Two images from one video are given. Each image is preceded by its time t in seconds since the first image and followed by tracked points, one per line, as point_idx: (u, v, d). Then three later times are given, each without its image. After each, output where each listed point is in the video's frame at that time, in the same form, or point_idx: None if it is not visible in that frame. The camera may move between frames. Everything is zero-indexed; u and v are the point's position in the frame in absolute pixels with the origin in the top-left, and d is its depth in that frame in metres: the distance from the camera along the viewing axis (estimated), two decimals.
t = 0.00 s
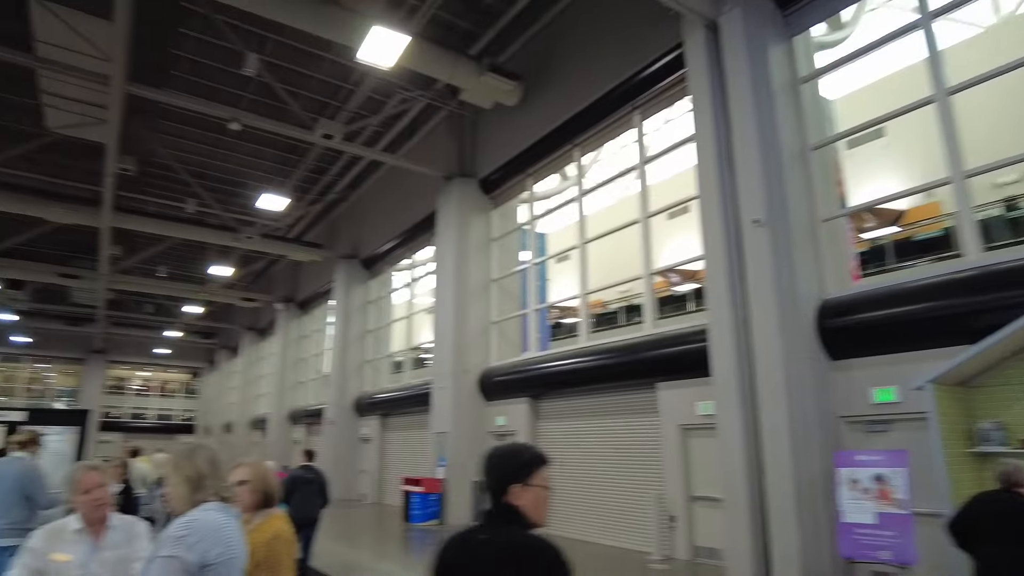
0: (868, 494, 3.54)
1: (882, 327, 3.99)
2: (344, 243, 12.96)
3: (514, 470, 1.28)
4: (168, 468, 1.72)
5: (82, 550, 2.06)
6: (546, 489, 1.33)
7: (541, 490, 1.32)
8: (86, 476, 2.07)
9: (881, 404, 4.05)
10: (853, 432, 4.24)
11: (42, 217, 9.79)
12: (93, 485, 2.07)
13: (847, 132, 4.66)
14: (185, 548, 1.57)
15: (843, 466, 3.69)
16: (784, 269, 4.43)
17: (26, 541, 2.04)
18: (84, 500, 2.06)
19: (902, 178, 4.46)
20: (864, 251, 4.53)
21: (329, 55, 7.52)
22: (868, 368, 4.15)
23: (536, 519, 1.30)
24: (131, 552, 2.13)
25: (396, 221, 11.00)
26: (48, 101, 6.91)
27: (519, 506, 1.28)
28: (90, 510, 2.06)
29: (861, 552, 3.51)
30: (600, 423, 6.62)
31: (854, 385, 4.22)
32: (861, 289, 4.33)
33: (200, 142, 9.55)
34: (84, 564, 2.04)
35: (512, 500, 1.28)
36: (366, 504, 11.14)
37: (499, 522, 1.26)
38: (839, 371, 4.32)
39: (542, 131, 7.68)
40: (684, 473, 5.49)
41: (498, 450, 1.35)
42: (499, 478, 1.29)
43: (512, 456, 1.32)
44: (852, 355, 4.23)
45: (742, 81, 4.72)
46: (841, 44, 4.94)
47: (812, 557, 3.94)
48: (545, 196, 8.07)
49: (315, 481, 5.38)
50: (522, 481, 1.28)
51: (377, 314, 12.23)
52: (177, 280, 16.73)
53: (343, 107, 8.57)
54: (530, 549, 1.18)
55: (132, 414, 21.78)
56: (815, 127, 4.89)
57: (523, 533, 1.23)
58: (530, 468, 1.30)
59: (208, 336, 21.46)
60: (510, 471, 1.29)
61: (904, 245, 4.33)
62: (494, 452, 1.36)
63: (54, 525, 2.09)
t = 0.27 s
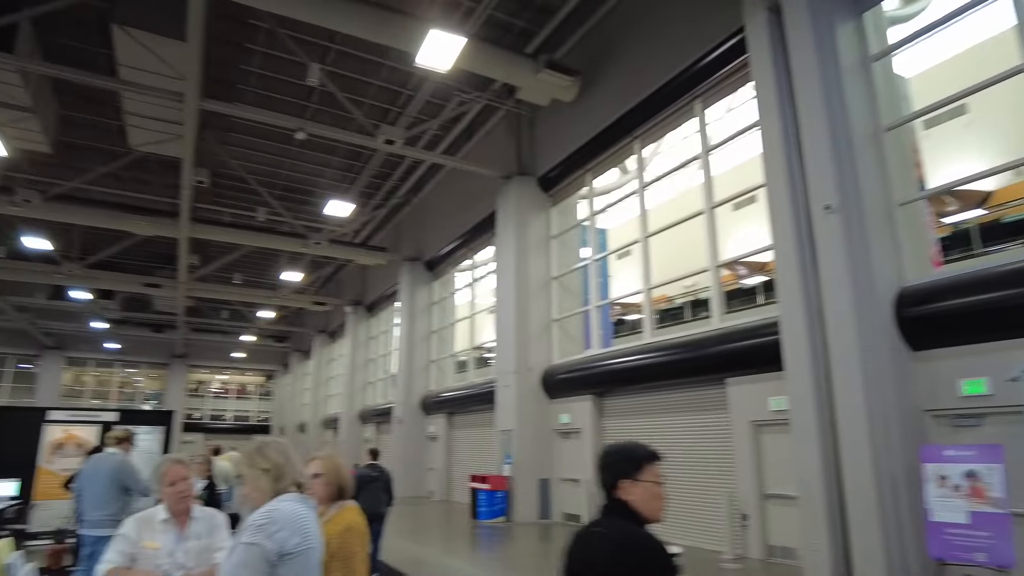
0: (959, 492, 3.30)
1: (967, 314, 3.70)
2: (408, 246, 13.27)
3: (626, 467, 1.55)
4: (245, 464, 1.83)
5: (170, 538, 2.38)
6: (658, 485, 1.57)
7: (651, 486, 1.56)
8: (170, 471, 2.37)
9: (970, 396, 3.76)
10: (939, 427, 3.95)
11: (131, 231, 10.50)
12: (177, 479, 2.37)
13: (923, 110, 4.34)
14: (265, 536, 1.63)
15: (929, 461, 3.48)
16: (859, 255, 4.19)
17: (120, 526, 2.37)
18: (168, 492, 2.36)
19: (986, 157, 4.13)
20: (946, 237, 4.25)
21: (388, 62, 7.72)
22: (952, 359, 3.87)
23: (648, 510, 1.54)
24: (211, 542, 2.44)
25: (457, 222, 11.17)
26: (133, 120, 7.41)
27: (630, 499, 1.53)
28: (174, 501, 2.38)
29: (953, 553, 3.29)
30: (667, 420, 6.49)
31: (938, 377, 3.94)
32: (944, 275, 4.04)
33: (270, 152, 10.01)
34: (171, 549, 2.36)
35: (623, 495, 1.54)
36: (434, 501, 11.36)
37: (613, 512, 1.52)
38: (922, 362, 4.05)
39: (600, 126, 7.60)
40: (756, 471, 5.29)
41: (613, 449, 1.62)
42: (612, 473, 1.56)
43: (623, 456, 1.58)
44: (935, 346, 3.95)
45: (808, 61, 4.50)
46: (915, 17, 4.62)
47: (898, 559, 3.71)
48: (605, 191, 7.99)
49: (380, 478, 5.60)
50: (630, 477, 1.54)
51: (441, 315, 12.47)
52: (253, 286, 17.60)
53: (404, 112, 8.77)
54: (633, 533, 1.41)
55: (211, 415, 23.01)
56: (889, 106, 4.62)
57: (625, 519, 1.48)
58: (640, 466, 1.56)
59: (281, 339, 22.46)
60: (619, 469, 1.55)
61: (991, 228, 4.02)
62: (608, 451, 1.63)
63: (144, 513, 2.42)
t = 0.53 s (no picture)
0: None
1: None
2: (456, 247, 13.42)
3: (733, 453, 1.63)
4: (299, 459, 1.88)
5: (232, 529, 2.50)
6: (765, 470, 1.64)
7: (758, 471, 1.63)
8: (231, 464, 2.47)
9: None
10: (1015, 422, 3.75)
11: (193, 239, 10.99)
12: (238, 473, 2.47)
13: (988, 90, 4.06)
14: (326, 522, 1.67)
15: (1006, 458, 3.26)
16: (923, 244, 3.97)
17: (185, 517, 2.49)
18: (230, 485, 2.47)
19: None
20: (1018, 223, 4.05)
21: (434, 65, 7.83)
22: None
23: (755, 494, 1.62)
24: (270, 533, 2.56)
25: (504, 222, 11.22)
26: (193, 133, 7.76)
27: (737, 484, 1.62)
28: (235, 494, 2.48)
29: None
30: (721, 418, 6.34)
31: (1015, 368, 3.71)
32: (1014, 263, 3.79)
33: (322, 159, 10.31)
34: (233, 540, 2.47)
35: (730, 479, 1.63)
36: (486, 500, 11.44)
37: (722, 495, 1.62)
38: (993, 354, 3.84)
39: (647, 120, 7.49)
40: (816, 469, 5.10)
41: (717, 435, 1.70)
42: (719, 459, 1.65)
43: (729, 444, 1.65)
44: (1009, 337, 3.73)
45: (864, 45, 4.30)
46: None
47: (972, 562, 3.49)
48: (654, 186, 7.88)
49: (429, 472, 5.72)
50: (737, 463, 1.62)
51: (490, 314, 12.57)
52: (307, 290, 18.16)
53: (449, 115, 8.88)
54: (736, 521, 1.53)
55: (270, 416, 23.79)
56: (953, 87, 4.39)
57: (731, 504, 1.59)
58: (745, 452, 1.63)
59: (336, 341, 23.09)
60: (726, 455, 1.64)
61: None
62: (714, 437, 1.71)
63: (207, 504, 2.54)
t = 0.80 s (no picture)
0: None
1: None
2: (494, 247, 13.48)
3: (835, 443, 1.69)
4: (348, 448, 1.92)
5: (282, 518, 2.60)
6: (875, 459, 1.66)
7: (865, 460, 1.66)
8: (282, 456, 2.57)
9: None
10: None
11: (240, 244, 11.35)
12: (288, 464, 2.57)
13: None
14: (376, 508, 1.71)
15: None
16: (978, 232, 3.76)
17: (237, 507, 2.57)
18: (280, 476, 2.57)
19: None
20: None
21: (471, 66, 7.90)
22: None
23: (867, 484, 1.65)
24: (317, 524, 2.65)
25: (542, 221, 11.22)
26: (239, 141, 8.02)
27: (841, 473, 1.68)
28: (284, 485, 2.58)
29: None
30: (769, 415, 6.18)
31: None
32: None
33: (363, 164, 10.52)
34: (283, 528, 2.57)
35: (835, 468, 1.69)
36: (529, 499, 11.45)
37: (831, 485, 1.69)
38: None
39: (685, 114, 7.37)
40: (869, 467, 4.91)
41: (826, 422, 1.76)
42: (822, 449, 1.71)
43: (833, 432, 1.70)
44: None
45: (912, 27, 4.15)
46: None
47: None
48: (694, 180, 7.74)
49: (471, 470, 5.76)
50: (840, 452, 1.67)
51: (530, 313, 12.59)
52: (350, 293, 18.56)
53: (487, 115, 8.94)
54: (839, 512, 1.58)
55: (316, 417, 24.35)
56: (1010, 64, 4.07)
57: (838, 495, 1.64)
58: (849, 442, 1.67)
59: (378, 343, 23.52)
60: (828, 445, 1.70)
61: None
62: (822, 427, 1.76)
63: (257, 495, 2.63)
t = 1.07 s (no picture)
0: None
1: None
2: (530, 247, 13.48)
3: (968, 423, 1.44)
4: (406, 436, 1.94)
5: (330, 507, 2.67)
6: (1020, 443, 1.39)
7: (1008, 442, 1.39)
8: (330, 447, 2.67)
9: None
10: None
11: (283, 249, 11.66)
12: (335, 455, 2.66)
13: None
14: (425, 491, 1.75)
15: None
16: None
17: (286, 495, 2.64)
18: (327, 466, 2.66)
19: None
20: None
21: (505, 67, 7.94)
22: None
23: (1010, 470, 1.39)
24: (363, 513, 2.73)
25: (577, 220, 11.18)
26: (279, 147, 8.24)
27: (976, 458, 1.43)
28: (331, 475, 2.66)
29: None
30: (814, 412, 6.01)
31: None
32: None
33: (400, 167, 10.69)
34: (331, 516, 2.64)
35: (969, 454, 1.44)
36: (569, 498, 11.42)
37: (963, 471, 1.44)
38: None
39: (722, 108, 7.25)
40: (920, 465, 4.73)
41: (953, 402, 1.51)
42: (952, 431, 1.47)
43: (966, 411, 1.45)
44: None
45: (960, 8, 3.96)
46: None
47: None
48: (733, 174, 7.59)
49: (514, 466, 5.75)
50: (974, 434, 1.42)
51: (567, 313, 12.56)
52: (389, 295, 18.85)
53: (522, 115, 8.97)
54: (971, 504, 1.34)
55: (357, 418, 24.81)
56: None
57: (971, 485, 1.40)
58: (986, 421, 1.42)
59: (417, 344, 23.80)
60: (957, 426, 1.46)
61: None
62: (948, 406, 1.52)
63: (305, 484, 2.70)
